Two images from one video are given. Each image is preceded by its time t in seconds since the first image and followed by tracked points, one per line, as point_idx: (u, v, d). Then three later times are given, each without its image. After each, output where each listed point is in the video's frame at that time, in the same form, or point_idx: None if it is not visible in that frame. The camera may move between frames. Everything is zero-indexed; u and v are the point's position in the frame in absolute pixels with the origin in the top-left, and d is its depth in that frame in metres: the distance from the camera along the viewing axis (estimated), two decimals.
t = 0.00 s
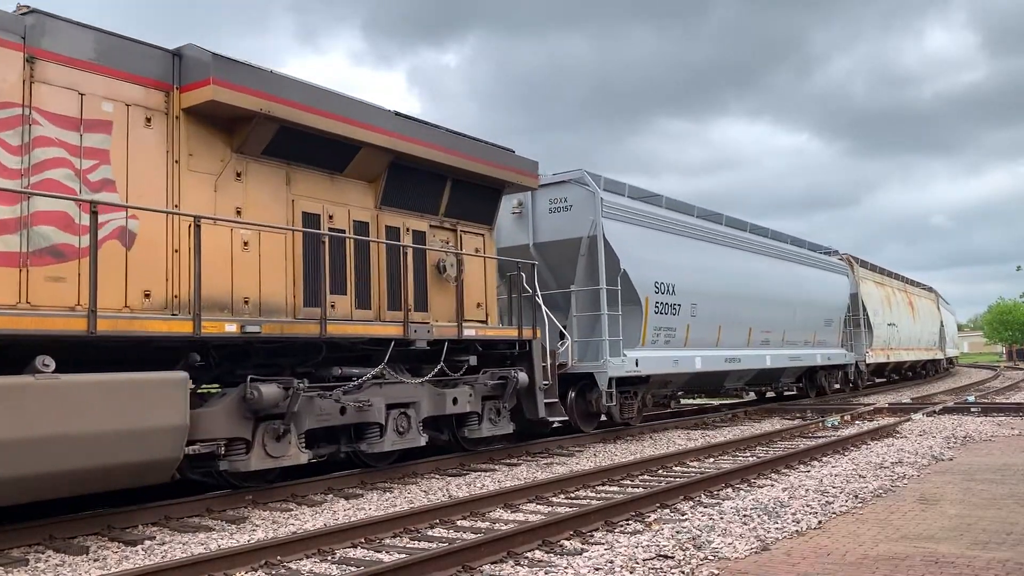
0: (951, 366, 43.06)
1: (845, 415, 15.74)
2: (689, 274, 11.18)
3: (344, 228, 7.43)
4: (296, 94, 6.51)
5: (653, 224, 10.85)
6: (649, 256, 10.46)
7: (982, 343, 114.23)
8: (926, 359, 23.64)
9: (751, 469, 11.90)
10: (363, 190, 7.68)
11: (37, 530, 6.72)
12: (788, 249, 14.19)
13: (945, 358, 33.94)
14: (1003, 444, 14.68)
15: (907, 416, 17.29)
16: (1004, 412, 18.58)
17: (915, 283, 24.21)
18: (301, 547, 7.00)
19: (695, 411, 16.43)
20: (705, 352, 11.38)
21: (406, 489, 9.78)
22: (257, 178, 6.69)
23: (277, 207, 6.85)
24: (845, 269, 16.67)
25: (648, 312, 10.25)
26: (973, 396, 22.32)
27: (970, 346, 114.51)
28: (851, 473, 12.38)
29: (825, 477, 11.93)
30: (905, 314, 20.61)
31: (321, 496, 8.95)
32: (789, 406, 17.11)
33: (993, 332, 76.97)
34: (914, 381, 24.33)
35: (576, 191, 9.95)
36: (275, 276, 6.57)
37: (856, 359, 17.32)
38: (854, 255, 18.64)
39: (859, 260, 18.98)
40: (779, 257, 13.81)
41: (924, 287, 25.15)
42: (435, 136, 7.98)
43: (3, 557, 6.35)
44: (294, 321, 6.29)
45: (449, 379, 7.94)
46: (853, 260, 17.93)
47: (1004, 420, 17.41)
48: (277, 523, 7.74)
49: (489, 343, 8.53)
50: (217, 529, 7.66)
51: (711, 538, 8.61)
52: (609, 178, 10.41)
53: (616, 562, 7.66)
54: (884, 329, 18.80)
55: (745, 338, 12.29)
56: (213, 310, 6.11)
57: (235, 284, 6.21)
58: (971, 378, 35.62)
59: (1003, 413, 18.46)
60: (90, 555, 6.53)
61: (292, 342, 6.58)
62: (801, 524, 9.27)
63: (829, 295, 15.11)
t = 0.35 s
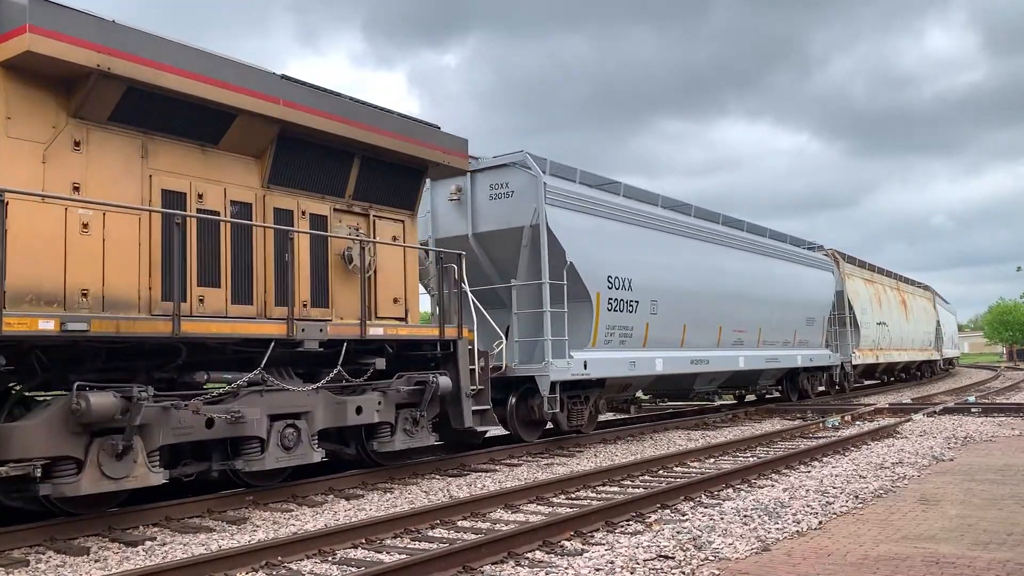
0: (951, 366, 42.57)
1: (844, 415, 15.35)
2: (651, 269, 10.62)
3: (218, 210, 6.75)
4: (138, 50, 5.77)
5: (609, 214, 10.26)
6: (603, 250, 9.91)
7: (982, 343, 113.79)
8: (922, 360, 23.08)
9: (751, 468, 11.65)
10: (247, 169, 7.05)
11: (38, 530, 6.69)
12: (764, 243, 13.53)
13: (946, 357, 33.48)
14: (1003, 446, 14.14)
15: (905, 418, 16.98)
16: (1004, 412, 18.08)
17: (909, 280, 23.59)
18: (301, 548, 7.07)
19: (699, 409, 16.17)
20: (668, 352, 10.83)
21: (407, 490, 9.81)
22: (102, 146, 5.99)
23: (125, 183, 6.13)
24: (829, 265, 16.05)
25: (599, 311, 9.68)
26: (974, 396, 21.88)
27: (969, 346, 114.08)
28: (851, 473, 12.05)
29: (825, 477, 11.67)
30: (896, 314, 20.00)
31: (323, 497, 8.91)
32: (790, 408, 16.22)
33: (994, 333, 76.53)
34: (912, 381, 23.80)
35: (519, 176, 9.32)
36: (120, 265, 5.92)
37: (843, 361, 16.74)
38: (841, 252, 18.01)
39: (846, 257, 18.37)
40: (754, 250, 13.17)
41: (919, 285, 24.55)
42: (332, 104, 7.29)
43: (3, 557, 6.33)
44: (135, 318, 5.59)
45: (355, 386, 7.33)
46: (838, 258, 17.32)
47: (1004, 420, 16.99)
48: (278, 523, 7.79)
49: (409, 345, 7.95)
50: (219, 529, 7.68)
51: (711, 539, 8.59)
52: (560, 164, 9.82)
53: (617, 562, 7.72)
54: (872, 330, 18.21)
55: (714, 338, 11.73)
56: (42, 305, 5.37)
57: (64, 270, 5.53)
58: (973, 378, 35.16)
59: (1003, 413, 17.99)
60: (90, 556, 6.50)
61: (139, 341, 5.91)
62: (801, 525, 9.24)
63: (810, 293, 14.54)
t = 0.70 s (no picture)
0: (951, 367, 42.00)
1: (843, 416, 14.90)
2: (605, 261, 9.79)
3: (46, 182, 5.51)
4: None
5: (559, 200, 9.36)
6: (549, 239, 9.06)
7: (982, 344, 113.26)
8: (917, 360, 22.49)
9: (751, 468, 11.09)
10: (87, 136, 5.81)
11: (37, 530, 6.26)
12: (733, 236, 12.68)
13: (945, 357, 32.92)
14: (1003, 446, 13.67)
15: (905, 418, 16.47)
16: (1004, 412, 17.49)
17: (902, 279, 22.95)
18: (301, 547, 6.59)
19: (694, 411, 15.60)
20: (620, 352, 10.06)
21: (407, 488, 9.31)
22: None
23: None
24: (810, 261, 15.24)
25: (539, 307, 8.83)
26: (974, 397, 21.37)
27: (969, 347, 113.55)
28: (851, 472, 11.52)
29: (825, 477, 11.12)
30: (886, 314, 19.33)
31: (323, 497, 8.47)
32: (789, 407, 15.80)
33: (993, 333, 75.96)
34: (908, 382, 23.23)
35: (446, 157, 8.43)
36: None
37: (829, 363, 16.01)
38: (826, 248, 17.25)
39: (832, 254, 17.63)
40: (723, 244, 12.33)
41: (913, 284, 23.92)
42: (186, 60, 6.01)
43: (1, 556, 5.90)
44: None
45: (229, 393, 6.28)
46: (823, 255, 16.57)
47: (1004, 420, 16.47)
48: (278, 522, 7.31)
49: (307, 346, 7.03)
50: (218, 528, 7.21)
51: (711, 538, 8.13)
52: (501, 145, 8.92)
53: (617, 563, 7.26)
54: (859, 330, 17.51)
55: (674, 337, 10.99)
56: None
57: None
58: (972, 378, 34.66)
59: (1003, 414, 17.40)
60: (89, 555, 6.10)
61: None
62: (801, 525, 8.74)
63: (787, 290, 13.82)
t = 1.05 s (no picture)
0: (950, 367, 41.46)
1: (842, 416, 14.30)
2: (550, 252, 8.48)
3: None
4: None
5: (495, 182, 8.02)
6: (481, 224, 7.71)
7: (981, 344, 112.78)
8: (911, 360, 21.91)
9: (751, 468, 10.51)
10: None
11: (35, 530, 6.12)
12: (704, 229, 11.42)
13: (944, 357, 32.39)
14: (1003, 446, 13.09)
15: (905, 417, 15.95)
16: (1004, 412, 16.93)
17: (894, 277, 22.34)
18: (301, 546, 6.35)
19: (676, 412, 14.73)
20: (564, 353, 8.67)
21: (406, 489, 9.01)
22: None
23: None
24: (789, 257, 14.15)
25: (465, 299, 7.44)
26: (974, 397, 20.85)
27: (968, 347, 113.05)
28: (850, 474, 10.87)
29: (824, 477, 10.55)
30: (874, 312, 18.69)
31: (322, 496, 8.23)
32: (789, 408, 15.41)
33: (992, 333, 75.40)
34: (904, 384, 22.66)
35: (353, 130, 7.18)
36: None
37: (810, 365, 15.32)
38: (808, 243, 16.45)
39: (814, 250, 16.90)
40: (692, 237, 11.07)
41: (905, 281, 23.30)
42: None
43: None
44: None
45: (55, 401, 4.89)
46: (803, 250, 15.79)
47: (1004, 421, 15.92)
48: (279, 522, 7.07)
49: (165, 345, 5.65)
50: (218, 529, 6.97)
51: (711, 538, 7.71)
52: (423, 117, 7.57)
53: (616, 562, 6.86)
54: (844, 330, 16.84)
55: (634, 336, 9.64)
56: None
57: None
58: (972, 379, 34.16)
59: (1003, 414, 16.86)
60: (90, 555, 5.90)
61: None
62: (801, 524, 8.26)
63: (770, 287, 12.84)
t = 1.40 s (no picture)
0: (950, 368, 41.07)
1: (842, 416, 14.40)
2: (485, 241, 7.33)
3: None
4: None
5: (416, 160, 6.82)
6: (398, 207, 6.56)
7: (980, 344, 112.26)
8: (904, 359, 21.33)
9: (750, 467, 9.94)
10: None
11: (37, 527, 5.56)
12: (670, 219, 10.27)
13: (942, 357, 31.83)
14: (1004, 446, 12.53)
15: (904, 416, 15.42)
16: (1004, 412, 16.34)
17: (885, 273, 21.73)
18: (302, 546, 5.86)
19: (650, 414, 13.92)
20: (494, 354, 7.51)
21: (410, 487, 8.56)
22: None
23: None
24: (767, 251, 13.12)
25: (370, 294, 6.31)
26: (973, 396, 20.29)
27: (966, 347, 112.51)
28: (851, 473, 10.33)
29: (825, 477, 9.98)
30: (861, 309, 18.08)
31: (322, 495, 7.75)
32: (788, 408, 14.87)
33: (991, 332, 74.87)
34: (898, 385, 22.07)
35: (234, 96, 6.03)
36: None
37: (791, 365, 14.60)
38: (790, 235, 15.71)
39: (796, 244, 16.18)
40: (656, 228, 9.92)
41: (897, 278, 22.69)
42: None
43: None
44: None
45: None
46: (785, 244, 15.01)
47: (1003, 420, 15.34)
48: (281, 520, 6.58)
49: None
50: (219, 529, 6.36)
51: (711, 537, 7.24)
52: (322, 82, 6.37)
53: (617, 561, 6.40)
54: (829, 327, 16.18)
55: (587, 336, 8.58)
56: None
57: None
58: (971, 378, 33.64)
59: (1002, 413, 16.30)
60: (90, 555, 5.33)
61: None
62: (800, 523, 7.75)
63: (748, 283, 11.95)
